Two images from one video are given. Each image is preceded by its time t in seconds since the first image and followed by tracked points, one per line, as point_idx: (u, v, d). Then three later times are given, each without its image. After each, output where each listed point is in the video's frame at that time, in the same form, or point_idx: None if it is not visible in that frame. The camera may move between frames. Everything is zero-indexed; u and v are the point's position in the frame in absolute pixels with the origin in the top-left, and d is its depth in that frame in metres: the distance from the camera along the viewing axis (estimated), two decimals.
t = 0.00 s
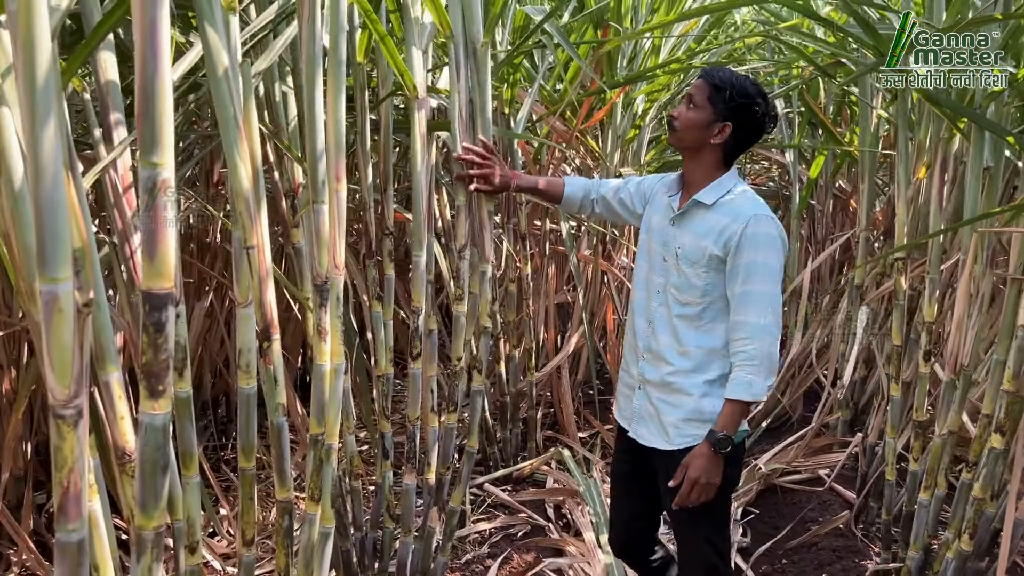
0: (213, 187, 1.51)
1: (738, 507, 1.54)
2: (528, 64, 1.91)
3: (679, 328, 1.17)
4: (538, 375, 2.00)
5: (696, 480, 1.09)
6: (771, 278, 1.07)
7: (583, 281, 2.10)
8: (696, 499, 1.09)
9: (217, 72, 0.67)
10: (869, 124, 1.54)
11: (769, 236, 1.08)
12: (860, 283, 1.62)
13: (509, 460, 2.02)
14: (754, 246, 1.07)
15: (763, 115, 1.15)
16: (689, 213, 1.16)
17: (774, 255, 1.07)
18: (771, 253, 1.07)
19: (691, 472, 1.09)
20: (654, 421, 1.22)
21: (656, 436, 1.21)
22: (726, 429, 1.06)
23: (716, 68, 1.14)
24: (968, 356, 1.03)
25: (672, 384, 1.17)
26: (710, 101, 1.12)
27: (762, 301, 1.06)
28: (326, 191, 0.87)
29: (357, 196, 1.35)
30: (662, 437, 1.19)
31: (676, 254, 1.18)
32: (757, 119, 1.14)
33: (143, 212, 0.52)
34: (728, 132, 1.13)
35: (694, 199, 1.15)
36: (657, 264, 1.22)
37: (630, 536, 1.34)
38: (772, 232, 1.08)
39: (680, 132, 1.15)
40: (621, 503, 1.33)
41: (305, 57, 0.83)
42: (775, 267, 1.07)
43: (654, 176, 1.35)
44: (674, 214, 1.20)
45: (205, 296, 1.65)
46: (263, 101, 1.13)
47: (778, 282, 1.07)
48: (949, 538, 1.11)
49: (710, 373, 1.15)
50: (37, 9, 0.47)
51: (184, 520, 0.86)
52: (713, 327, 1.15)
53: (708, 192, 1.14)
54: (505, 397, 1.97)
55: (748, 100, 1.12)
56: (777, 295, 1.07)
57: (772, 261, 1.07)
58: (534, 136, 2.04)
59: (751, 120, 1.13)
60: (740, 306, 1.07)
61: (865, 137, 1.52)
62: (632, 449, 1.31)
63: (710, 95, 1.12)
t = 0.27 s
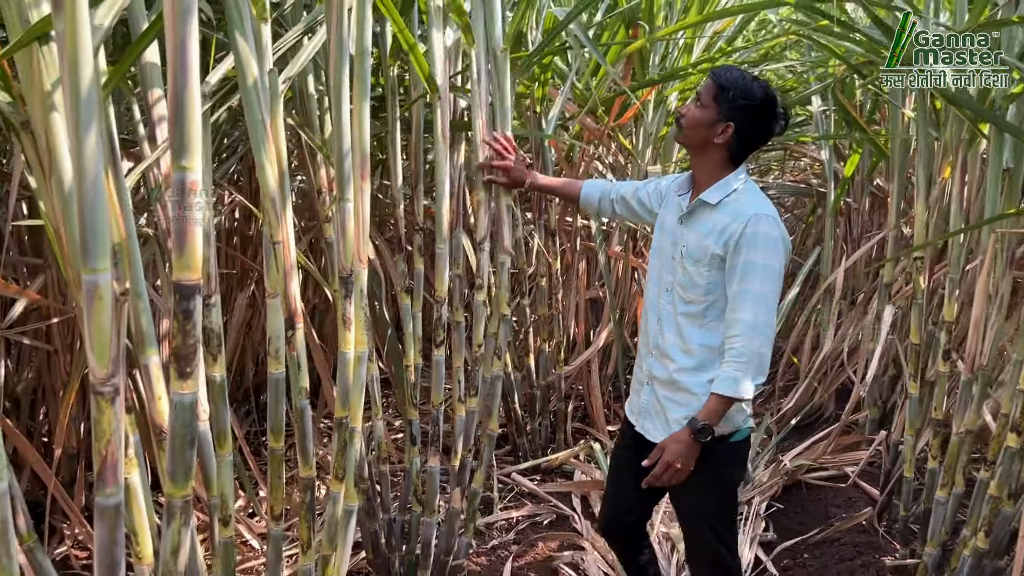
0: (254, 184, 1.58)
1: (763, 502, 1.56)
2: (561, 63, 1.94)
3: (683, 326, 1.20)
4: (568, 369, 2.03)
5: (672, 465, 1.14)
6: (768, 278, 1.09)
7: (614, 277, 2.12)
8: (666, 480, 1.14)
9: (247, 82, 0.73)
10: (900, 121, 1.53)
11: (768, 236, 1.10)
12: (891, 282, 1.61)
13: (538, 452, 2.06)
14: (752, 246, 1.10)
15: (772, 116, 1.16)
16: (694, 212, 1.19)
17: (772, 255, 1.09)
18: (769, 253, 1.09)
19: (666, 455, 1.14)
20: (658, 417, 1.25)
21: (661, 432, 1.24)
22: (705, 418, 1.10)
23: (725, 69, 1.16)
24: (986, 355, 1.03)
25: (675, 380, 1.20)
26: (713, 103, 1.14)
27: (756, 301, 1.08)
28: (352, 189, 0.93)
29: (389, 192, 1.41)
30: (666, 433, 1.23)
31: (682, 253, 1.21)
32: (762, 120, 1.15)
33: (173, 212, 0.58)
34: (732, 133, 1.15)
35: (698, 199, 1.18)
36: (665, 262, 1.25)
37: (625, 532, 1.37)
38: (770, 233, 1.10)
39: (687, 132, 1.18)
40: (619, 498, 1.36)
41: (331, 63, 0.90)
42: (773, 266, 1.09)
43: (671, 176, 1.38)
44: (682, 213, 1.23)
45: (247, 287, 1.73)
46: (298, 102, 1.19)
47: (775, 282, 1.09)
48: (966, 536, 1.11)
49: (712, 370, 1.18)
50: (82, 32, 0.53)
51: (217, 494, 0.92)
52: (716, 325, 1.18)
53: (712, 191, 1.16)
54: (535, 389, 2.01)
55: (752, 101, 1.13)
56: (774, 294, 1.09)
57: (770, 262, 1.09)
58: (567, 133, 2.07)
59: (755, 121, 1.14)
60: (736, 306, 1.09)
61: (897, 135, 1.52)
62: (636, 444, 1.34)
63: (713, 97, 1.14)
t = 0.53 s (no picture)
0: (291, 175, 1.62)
1: (789, 495, 1.59)
2: (592, 57, 1.95)
3: (698, 320, 1.22)
4: (597, 360, 2.04)
5: (741, 474, 1.13)
6: (786, 272, 1.09)
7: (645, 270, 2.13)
8: (743, 491, 1.14)
9: (280, 82, 0.77)
10: (935, 115, 1.51)
11: (783, 230, 1.10)
12: (924, 278, 1.59)
13: (566, 442, 2.08)
14: (766, 241, 1.10)
15: (787, 113, 1.15)
16: (709, 206, 1.20)
17: (788, 249, 1.09)
18: (783, 247, 1.09)
19: (734, 466, 1.14)
20: (673, 409, 1.27)
21: (676, 424, 1.26)
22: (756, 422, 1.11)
23: (743, 64, 1.16)
24: (1013, 352, 1.02)
25: (690, 374, 1.22)
26: (725, 98, 1.15)
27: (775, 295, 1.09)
28: (381, 183, 0.96)
29: (421, 185, 1.44)
30: (680, 426, 1.25)
31: (695, 248, 1.22)
32: (774, 117, 1.14)
33: (207, 205, 0.61)
34: (741, 129, 1.15)
35: (711, 194, 1.18)
36: (681, 258, 1.26)
37: (650, 521, 1.39)
38: (785, 227, 1.10)
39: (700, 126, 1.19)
40: (642, 490, 1.37)
41: (366, 59, 0.93)
42: (788, 259, 1.10)
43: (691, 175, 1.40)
44: (697, 207, 1.24)
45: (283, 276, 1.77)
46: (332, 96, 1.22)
47: (793, 275, 1.10)
48: (990, 533, 1.10)
49: (729, 363, 1.19)
50: (124, 36, 0.57)
51: (250, 473, 0.97)
52: (732, 318, 1.19)
53: (725, 185, 1.17)
54: (563, 380, 2.03)
55: (764, 98, 1.13)
56: (793, 288, 1.10)
57: (786, 255, 1.09)
58: (598, 126, 2.08)
59: (767, 118, 1.14)
60: (757, 299, 1.11)
61: (931, 130, 1.50)
62: (655, 437, 1.34)
63: (726, 92, 1.14)
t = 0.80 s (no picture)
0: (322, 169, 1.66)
1: (814, 490, 1.64)
2: (621, 51, 1.95)
3: (723, 316, 1.22)
4: (622, 354, 2.06)
5: (784, 470, 1.13)
6: (812, 267, 1.10)
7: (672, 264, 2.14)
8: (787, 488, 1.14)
9: (316, 82, 0.80)
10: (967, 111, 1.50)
11: (808, 227, 1.10)
12: (952, 275, 1.58)
13: (590, 434, 2.10)
14: (791, 239, 1.10)
15: (808, 112, 1.15)
16: (732, 205, 1.20)
17: (813, 245, 1.10)
18: (808, 243, 1.10)
19: (778, 463, 1.14)
20: (700, 404, 1.28)
21: (703, 420, 1.27)
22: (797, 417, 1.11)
23: (762, 64, 1.16)
24: None
25: (717, 371, 1.23)
26: (743, 97, 1.16)
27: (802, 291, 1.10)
28: (412, 179, 0.99)
29: (449, 180, 1.47)
30: (708, 421, 1.26)
31: (719, 245, 1.22)
32: (792, 117, 1.14)
33: (247, 201, 0.64)
34: (759, 128, 1.16)
35: (733, 193, 1.19)
36: (705, 255, 1.27)
37: (674, 513, 1.40)
38: (811, 223, 1.10)
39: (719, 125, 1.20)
40: (667, 483, 1.39)
41: (398, 58, 0.96)
42: (815, 256, 1.10)
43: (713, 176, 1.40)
44: (719, 205, 1.24)
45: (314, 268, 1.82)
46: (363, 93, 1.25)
47: (820, 270, 1.10)
48: (1015, 530, 1.10)
49: (756, 358, 1.20)
50: (170, 40, 0.60)
51: (283, 458, 1.00)
52: (759, 314, 1.20)
53: (745, 184, 1.17)
54: (588, 373, 2.05)
55: (783, 97, 1.13)
56: (821, 282, 1.10)
57: (812, 251, 1.10)
58: (626, 120, 2.08)
59: (785, 117, 1.14)
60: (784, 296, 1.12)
61: (962, 125, 1.48)
62: (681, 430, 1.35)
63: (744, 91, 1.15)
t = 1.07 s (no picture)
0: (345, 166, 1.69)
1: (830, 489, 1.70)
2: (641, 50, 1.96)
3: (739, 316, 1.24)
4: (640, 350, 2.07)
5: (763, 460, 1.16)
6: (822, 269, 1.11)
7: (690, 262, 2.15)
8: (764, 478, 1.16)
9: (341, 81, 0.82)
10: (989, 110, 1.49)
11: (820, 228, 1.11)
12: (971, 275, 1.57)
13: (608, 430, 2.11)
14: (804, 240, 1.11)
15: (819, 107, 1.15)
16: (746, 207, 1.21)
17: (824, 246, 1.11)
18: (821, 244, 1.11)
19: (757, 453, 1.16)
20: (718, 403, 1.29)
21: (721, 418, 1.28)
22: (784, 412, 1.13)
23: (767, 66, 1.17)
24: None
25: (734, 369, 1.24)
26: (753, 101, 1.17)
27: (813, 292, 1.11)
28: (434, 177, 1.01)
29: (470, 177, 1.49)
30: (726, 419, 1.27)
31: (735, 246, 1.23)
32: (805, 114, 1.14)
33: (275, 198, 0.67)
34: (773, 129, 1.17)
35: (748, 194, 1.20)
36: (722, 255, 1.28)
37: (689, 509, 1.41)
38: (823, 224, 1.11)
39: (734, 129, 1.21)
40: (683, 478, 1.40)
41: (421, 59, 0.98)
42: (827, 256, 1.11)
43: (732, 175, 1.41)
44: (736, 205, 1.25)
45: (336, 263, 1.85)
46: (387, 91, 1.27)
47: (832, 271, 1.11)
48: None
49: (771, 357, 1.21)
50: (203, 44, 0.62)
51: (306, 449, 1.02)
52: (774, 314, 1.21)
53: (760, 185, 1.18)
54: (606, 369, 2.06)
55: (792, 97, 1.14)
56: (830, 283, 1.11)
57: (823, 253, 1.11)
58: (646, 119, 2.09)
59: (797, 116, 1.15)
60: (796, 296, 1.12)
61: (984, 125, 1.48)
62: (699, 426, 1.37)
63: (752, 97, 1.16)
